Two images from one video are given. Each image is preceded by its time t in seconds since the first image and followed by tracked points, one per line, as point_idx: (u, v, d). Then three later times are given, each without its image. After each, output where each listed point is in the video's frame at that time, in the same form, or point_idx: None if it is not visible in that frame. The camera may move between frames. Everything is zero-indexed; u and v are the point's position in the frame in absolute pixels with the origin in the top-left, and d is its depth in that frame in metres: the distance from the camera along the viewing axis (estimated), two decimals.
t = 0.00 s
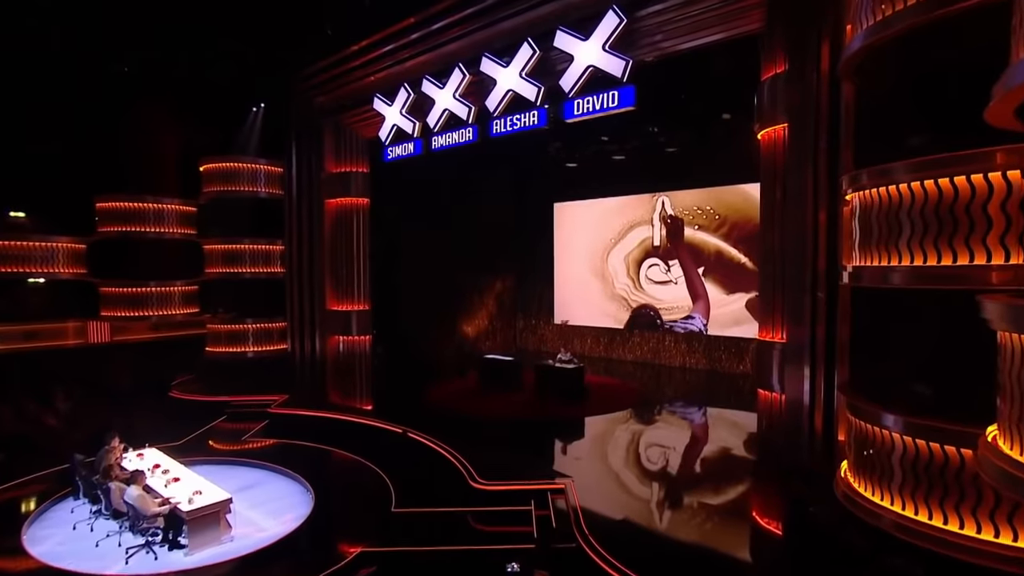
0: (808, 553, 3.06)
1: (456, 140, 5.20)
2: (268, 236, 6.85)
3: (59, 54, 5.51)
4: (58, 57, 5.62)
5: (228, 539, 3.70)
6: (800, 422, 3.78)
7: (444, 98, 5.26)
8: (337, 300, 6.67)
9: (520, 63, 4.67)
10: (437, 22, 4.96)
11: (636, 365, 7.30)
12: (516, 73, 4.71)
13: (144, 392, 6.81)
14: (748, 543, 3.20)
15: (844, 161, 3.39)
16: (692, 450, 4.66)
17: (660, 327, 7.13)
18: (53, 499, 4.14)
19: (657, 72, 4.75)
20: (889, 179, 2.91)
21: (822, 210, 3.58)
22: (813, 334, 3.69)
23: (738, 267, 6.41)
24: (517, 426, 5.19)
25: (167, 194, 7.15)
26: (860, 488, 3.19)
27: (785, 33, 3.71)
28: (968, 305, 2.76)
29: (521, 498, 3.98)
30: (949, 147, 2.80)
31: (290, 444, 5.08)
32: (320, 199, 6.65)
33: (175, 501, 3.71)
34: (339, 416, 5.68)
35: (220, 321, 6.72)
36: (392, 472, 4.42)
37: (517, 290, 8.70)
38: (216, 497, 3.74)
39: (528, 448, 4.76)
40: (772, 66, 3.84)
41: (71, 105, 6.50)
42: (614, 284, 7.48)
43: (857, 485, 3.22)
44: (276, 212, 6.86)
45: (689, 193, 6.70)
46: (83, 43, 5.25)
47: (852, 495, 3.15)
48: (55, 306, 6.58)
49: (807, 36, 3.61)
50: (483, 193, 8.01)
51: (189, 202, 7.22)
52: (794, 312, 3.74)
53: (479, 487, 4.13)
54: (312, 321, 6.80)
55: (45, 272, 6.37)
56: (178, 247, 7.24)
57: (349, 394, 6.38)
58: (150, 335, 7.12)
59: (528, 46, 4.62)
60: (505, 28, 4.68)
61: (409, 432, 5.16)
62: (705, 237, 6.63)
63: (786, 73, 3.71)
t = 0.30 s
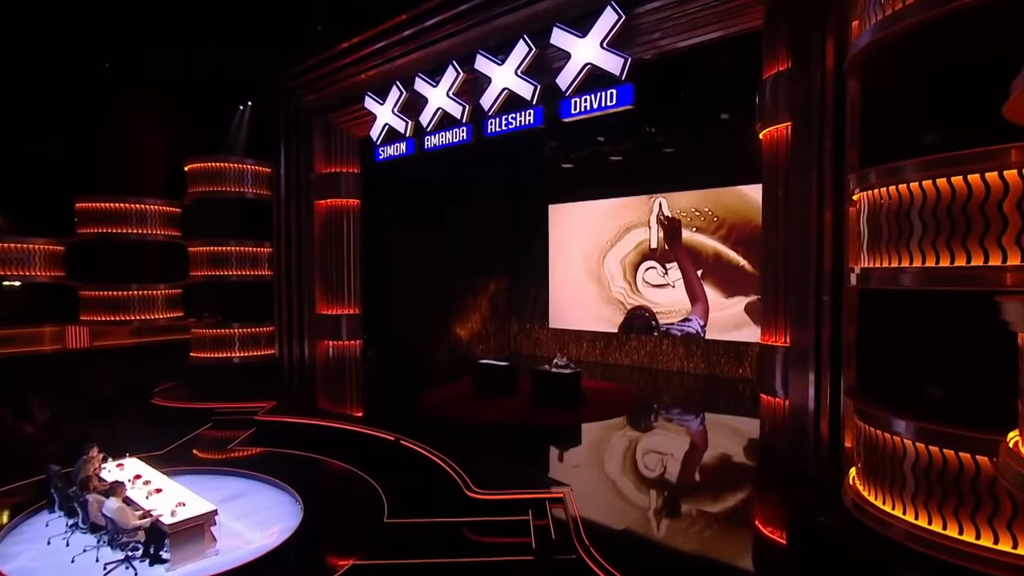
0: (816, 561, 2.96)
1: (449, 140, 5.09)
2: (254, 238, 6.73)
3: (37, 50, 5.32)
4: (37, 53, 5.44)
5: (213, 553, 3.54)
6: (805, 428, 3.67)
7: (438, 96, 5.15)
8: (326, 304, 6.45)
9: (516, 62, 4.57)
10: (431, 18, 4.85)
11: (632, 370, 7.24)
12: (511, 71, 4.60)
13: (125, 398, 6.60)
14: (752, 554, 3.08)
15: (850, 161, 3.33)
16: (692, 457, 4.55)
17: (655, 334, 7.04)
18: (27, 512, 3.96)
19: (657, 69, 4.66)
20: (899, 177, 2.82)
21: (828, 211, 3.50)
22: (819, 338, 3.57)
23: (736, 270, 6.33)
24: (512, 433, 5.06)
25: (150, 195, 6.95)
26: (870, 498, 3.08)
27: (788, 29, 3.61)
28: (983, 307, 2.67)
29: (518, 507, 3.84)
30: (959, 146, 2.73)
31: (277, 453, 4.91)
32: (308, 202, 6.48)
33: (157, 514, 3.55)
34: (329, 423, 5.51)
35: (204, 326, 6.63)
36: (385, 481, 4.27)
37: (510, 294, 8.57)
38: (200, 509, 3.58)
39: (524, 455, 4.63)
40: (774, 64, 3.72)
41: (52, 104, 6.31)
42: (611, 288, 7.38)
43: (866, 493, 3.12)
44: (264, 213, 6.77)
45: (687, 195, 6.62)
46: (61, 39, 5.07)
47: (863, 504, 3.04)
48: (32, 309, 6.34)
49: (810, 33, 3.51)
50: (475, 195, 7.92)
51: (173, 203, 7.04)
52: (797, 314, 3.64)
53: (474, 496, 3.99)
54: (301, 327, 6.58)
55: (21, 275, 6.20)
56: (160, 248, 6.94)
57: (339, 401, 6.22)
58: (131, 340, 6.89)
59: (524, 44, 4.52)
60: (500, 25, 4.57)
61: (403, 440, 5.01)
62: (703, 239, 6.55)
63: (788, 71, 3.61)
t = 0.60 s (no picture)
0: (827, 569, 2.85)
1: (443, 138, 4.98)
2: (244, 239, 6.52)
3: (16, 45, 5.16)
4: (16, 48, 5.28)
5: (199, 565, 3.40)
6: (809, 433, 3.60)
7: (431, 93, 5.04)
8: (316, 307, 6.34)
9: (512, 58, 4.46)
10: (425, 14, 4.75)
11: (629, 373, 7.14)
12: (507, 68, 4.51)
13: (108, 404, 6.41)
14: (759, 563, 2.98)
15: (858, 159, 3.26)
16: (691, 462, 4.45)
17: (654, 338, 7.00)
18: (3, 525, 3.79)
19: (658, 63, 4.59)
20: (908, 174, 2.74)
21: (833, 212, 3.42)
22: (823, 341, 3.50)
23: (735, 271, 6.26)
24: (508, 438, 4.94)
25: (133, 195, 6.83)
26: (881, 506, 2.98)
27: (791, 24, 3.53)
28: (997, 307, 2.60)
29: (516, 515, 3.71)
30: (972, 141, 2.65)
31: (266, 460, 4.77)
32: (299, 202, 6.36)
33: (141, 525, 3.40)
34: (320, 428, 5.36)
35: (191, 329, 6.38)
36: (378, 489, 4.14)
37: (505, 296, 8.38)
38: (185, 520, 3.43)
39: (521, 461, 4.51)
40: (776, 61, 3.62)
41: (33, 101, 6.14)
42: (608, 289, 7.30)
43: (875, 499, 3.03)
44: (252, 212, 6.52)
45: (685, 195, 6.55)
46: (41, 33, 4.91)
47: (873, 512, 2.95)
48: (11, 313, 6.12)
49: (814, 28, 3.45)
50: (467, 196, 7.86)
51: (158, 203, 6.95)
52: (801, 317, 3.55)
53: (471, 503, 3.87)
54: (290, 330, 6.47)
55: None
56: (144, 249, 6.80)
57: (329, 406, 6.06)
58: (115, 343, 6.77)
59: (520, 39, 4.41)
60: (496, 21, 4.47)
61: (396, 446, 4.88)
62: (701, 240, 6.47)
63: (791, 67, 3.50)
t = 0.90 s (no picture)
0: None
1: (436, 136, 4.85)
2: (229, 240, 6.36)
3: None
4: None
5: None
6: (814, 438, 3.50)
7: (424, 90, 4.91)
8: (304, 309, 6.24)
9: (507, 53, 4.35)
10: (417, 8, 4.61)
11: (624, 377, 7.03)
12: (502, 64, 4.40)
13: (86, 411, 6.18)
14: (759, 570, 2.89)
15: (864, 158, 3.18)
16: (690, 469, 4.32)
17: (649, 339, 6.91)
18: None
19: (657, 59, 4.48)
20: (920, 171, 2.64)
21: (838, 210, 3.32)
22: (828, 345, 3.40)
23: (734, 273, 6.18)
24: (502, 445, 4.82)
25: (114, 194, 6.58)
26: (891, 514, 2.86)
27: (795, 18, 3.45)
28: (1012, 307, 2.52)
29: (512, 524, 3.58)
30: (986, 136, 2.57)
31: (252, 468, 4.60)
32: (287, 201, 6.26)
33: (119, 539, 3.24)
34: (309, 434, 5.20)
35: (174, 332, 6.17)
36: (369, 497, 3.99)
37: (497, 299, 8.29)
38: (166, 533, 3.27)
39: (516, 467, 4.39)
40: (779, 56, 3.55)
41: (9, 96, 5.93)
42: (604, 292, 7.20)
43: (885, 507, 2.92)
44: (238, 212, 6.40)
45: (684, 195, 6.46)
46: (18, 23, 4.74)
47: (883, 520, 2.83)
48: None
49: (818, 22, 3.35)
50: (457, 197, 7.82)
51: (141, 203, 6.70)
52: (806, 320, 3.44)
53: (466, 512, 3.73)
54: (278, 332, 6.35)
55: None
56: (122, 249, 6.55)
57: (317, 412, 5.89)
58: (90, 348, 6.53)
59: (516, 34, 4.31)
60: (491, 15, 4.37)
61: (389, 453, 4.72)
62: (699, 241, 6.40)
63: (795, 63, 3.43)
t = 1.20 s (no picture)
0: None
1: (430, 133, 4.74)
2: (214, 239, 6.19)
3: None
4: None
5: None
6: (818, 441, 3.41)
7: (417, 86, 4.79)
8: (293, 311, 6.17)
9: (503, 48, 4.25)
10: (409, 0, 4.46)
11: (620, 379, 6.94)
12: (497, 59, 4.28)
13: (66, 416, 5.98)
14: None
15: (869, 155, 3.09)
16: (685, 475, 4.16)
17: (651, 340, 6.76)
18: None
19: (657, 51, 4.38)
20: (930, 166, 2.56)
21: (842, 209, 3.23)
22: (833, 346, 3.31)
23: (732, 273, 6.11)
24: (497, 449, 4.70)
25: (95, 192, 6.36)
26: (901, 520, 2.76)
27: (798, 12, 3.37)
28: None
29: (510, 531, 3.45)
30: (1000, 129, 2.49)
31: (240, 474, 4.45)
32: (275, 202, 6.20)
33: (98, 551, 3.09)
34: (298, 439, 5.06)
35: (157, 334, 6.01)
36: (361, 504, 3.86)
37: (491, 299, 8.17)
38: (149, 543, 3.14)
39: (512, 473, 4.27)
40: (782, 52, 3.48)
41: None
42: (600, 292, 7.11)
43: (894, 512, 2.83)
44: (225, 211, 6.24)
45: (680, 194, 6.41)
46: None
47: (892, 525, 2.73)
48: None
49: (823, 15, 3.26)
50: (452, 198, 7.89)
51: (123, 201, 6.50)
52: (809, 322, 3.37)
53: (461, 518, 3.61)
54: (266, 336, 6.27)
55: None
56: (106, 249, 6.36)
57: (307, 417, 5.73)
58: (73, 350, 6.40)
59: (511, 28, 4.21)
60: (485, 8, 4.27)
61: (381, 458, 4.57)
62: (698, 241, 6.33)
63: (797, 57, 3.36)
